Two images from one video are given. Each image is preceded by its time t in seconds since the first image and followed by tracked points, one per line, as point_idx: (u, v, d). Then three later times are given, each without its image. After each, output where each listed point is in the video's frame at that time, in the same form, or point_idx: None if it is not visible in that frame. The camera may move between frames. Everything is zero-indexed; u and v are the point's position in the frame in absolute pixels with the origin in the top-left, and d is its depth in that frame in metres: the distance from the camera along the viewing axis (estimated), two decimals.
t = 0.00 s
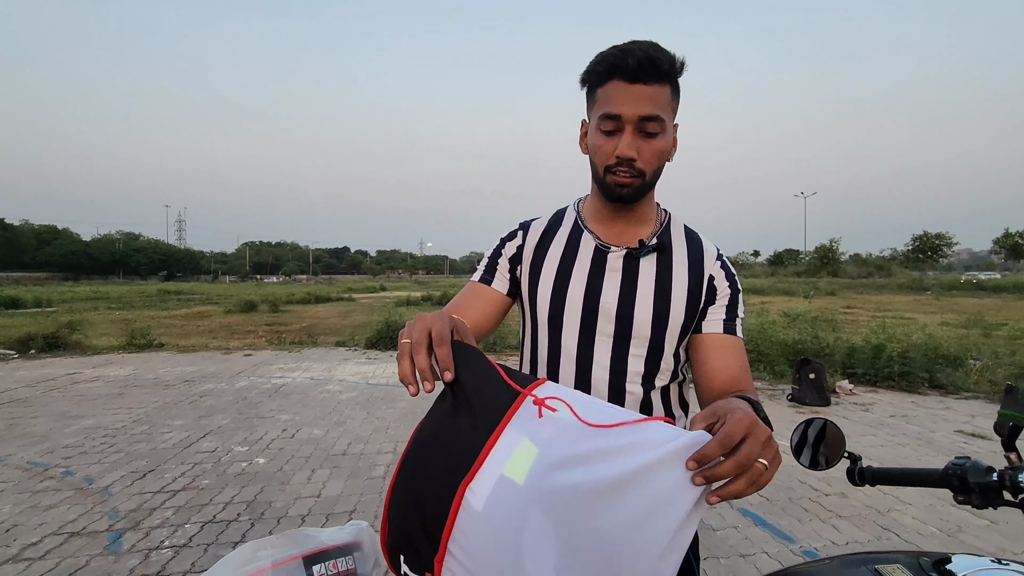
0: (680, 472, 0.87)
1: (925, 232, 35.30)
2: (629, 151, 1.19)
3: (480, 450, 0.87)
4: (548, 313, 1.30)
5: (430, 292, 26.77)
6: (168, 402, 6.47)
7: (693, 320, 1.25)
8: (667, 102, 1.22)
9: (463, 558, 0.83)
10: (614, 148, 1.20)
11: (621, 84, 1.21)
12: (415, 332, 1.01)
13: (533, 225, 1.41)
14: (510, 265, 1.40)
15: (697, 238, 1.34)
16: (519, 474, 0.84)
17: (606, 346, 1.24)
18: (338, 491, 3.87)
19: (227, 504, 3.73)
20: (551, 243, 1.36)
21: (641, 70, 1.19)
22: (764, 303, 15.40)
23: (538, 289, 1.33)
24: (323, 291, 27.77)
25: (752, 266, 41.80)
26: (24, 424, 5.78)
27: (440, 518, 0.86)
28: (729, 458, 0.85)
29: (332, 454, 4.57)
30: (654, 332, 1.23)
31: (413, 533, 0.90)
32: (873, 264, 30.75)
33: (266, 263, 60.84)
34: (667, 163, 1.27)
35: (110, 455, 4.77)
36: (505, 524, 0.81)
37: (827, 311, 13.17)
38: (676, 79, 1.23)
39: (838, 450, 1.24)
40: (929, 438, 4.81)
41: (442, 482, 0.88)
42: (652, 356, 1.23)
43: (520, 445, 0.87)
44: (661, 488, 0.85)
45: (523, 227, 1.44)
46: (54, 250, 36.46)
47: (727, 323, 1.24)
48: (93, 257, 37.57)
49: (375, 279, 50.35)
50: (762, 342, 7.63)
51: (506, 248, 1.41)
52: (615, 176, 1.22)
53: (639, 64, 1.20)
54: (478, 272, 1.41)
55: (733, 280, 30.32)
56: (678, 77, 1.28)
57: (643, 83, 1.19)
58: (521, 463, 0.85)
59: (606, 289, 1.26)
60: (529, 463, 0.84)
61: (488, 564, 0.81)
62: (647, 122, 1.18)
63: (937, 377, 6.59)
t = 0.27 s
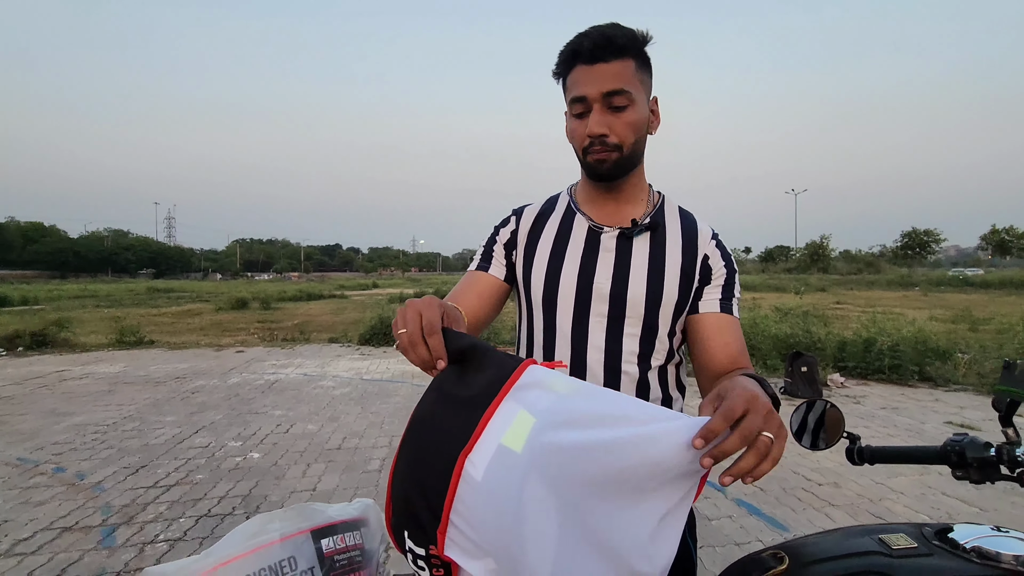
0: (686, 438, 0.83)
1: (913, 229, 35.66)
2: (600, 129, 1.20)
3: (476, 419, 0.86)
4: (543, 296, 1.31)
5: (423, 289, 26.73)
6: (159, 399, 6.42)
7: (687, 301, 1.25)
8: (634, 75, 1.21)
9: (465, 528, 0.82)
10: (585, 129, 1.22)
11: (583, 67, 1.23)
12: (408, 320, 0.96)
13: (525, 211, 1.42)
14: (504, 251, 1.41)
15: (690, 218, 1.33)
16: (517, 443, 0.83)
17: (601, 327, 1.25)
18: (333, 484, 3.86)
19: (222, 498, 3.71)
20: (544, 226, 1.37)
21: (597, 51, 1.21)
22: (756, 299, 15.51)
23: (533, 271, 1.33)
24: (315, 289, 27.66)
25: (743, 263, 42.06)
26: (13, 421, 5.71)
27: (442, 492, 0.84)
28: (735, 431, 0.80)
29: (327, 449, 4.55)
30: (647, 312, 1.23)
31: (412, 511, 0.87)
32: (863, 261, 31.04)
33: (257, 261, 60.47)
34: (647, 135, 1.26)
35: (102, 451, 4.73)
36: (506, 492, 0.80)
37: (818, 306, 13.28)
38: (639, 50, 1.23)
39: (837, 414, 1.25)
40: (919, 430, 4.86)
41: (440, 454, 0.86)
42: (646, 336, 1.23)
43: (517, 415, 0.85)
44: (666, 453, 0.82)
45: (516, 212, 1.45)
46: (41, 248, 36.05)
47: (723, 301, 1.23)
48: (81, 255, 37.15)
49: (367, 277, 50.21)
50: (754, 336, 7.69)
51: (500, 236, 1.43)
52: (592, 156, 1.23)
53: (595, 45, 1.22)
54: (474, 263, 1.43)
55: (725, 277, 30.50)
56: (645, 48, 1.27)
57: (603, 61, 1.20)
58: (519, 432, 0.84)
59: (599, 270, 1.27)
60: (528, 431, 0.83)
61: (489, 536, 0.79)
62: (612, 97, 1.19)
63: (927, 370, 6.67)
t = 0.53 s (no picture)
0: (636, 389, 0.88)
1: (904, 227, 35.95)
2: (582, 117, 1.19)
3: (479, 383, 0.82)
4: (536, 281, 1.32)
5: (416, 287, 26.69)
6: (152, 395, 6.38)
7: (679, 272, 1.23)
8: (610, 61, 1.21)
9: (471, 491, 0.78)
10: (566, 118, 1.21)
11: (559, 57, 1.22)
12: (443, 291, 0.98)
13: (516, 202, 1.44)
14: (499, 241, 1.42)
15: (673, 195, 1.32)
16: (520, 404, 0.79)
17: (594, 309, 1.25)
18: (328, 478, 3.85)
19: (216, 493, 3.70)
20: (534, 214, 1.38)
21: (573, 40, 1.20)
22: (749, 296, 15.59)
23: (526, 257, 1.34)
24: (308, 286, 27.58)
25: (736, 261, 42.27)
26: (4, 418, 5.66)
27: (445, 456, 0.80)
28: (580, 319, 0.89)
29: (322, 444, 4.54)
30: (637, 291, 1.22)
31: (414, 479, 0.83)
32: (854, 259, 31.27)
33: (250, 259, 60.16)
34: (626, 121, 1.25)
35: (94, 447, 4.69)
36: (511, 452, 0.77)
37: (810, 303, 13.38)
38: (613, 37, 1.22)
39: (840, 397, 1.26)
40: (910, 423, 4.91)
41: (445, 420, 0.81)
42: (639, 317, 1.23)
43: (518, 376, 0.82)
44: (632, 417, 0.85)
45: (507, 205, 1.47)
46: (31, 246, 35.70)
47: (714, 263, 1.19)
48: (72, 253, 36.81)
49: (360, 275, 50.08)
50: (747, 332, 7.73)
51: (494, 228, 1.44)
52: (575, 145, 1.22)
53: (570, 35, 1.21)
54: (470, 256, 1.44)
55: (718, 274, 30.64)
56: (618, 35, 1.26)
57: (579, 50, 1.20)
58: (522, 394, 0.80)
59: (587, 253, 1.27)
60: (530, 393, 0.80)
61: (494, 499, 0.77)
62: (590, 85, 1.18)
63: (918, 364, 6.73)
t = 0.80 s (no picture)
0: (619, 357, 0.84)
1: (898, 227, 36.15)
2: (575, 108, 1.19)
3: (479, 348, 0.85)
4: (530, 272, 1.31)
5: (412, 286, 26.65)
6: (146, 394, 6.34)
7: (672, 253, 1.21)
8: (602, 52, 1.21)
9: (475, 443, 0.79)
10: (560, 109, 1.21)
11: (551, 48, 1.22)
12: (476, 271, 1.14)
13: (511, 196, 1.44)
14: (495, 235, 1.42)
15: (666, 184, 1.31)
16: (519, 361, 0.82)
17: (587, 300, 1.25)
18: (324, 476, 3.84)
19: (211, 491, 3.68)
20: (528, 207, 1.38)
21: (564, 31, 1.20)
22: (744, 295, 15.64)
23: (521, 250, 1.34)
24: (303, 285, 27.49)
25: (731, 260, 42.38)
26: None
27: (450, 415, 0.81)
28: (570, 290, 0.82)
29: (317, 442, 4.53)
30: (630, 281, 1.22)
31: (417, 445, 0.83)
32: (848, 258, 31.43)
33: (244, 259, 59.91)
34: (618, 112, 1.25)
35: (87, 446, 4.66)
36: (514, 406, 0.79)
37: (805, 302, 13.43)
38: (604, 28, 1.22)
39: (839, 390, 1.27)
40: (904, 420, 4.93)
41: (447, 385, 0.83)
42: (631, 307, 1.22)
43: (517, 339, 0.85)
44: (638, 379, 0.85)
45: (502, 199, 1.46)
46: (23, 245, 35.41)
47: (703, 242, 1.17)
48: (64, 253, 36.53)
49: (356, 274, 49.96)
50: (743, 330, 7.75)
51: (490, 223, 1.44)
52: (569, 135, 1.22)
53: (562, 26, 1.21)
54: (466, 251, 1.44)
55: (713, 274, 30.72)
56: (608, 27, 1.26)
57: (571, 41, 1.19)
58: (521, 355, 0.83)
59: (579, 244, 1.27)
60: (528, 354, 0.83)
61: (496, 448, 0.78)
62: (582, 75, 1.18)
63: (912, 362, 6.77)
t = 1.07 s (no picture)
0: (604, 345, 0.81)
1: (892, 228, 36.33)
2: (577, 101, 1.19)
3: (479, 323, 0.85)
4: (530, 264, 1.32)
5: (407, 286, 26.63)
6: (139, 394, 6.31)
7: (671, 243, 1.21)
8: (606, 44, 1.20)
9: (473, 411, 0.78)
10: (562, 102, 1.21)
11: (554, 40, 1.21)
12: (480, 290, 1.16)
13: (514, 187, 1.44)
14: (497, 227, 1.42)
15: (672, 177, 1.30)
16: (520, 334, 0.82)
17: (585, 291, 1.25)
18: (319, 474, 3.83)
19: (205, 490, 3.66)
20: (531, 198, 1.38)
21: (567, 23, 1.19)
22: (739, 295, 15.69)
23: (521, 241, 1.34)
24: (297, 286, 27.43)
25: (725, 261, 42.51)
26: None
27: (448, 386, 0.80)
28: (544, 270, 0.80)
29: (312, 440, 4.51)
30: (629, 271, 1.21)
31: (415, 415, 0.83)
32: (842, 259, 31.57)
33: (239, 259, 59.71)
34: (622, 104, 1.25)
35: (80, 445, 4.63)
36: (513, 377, 0.79)
37: (800, 301, 13.49)
38: (608, 19, 1.21)
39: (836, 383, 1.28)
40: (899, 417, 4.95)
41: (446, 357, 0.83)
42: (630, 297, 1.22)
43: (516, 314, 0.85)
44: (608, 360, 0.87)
45: (505, 190, 1.47)
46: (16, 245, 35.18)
47: (701, 232, 1.16)
48: (57, 253, 36.28)
49: (351, 274, 49.88)
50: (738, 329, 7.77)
51: (492, 213, 1.45)
52: (572, 129, 1.22)
53: (565, 18, 1.20)
54: (468, 242, 1.43)
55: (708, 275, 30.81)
56: (613, 17, 1.25)
57: (574, 33, 1.19)
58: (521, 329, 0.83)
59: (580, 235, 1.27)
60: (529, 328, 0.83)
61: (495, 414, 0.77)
62: (585, 68, 1.18)
63: (906, 361, 6.80)
